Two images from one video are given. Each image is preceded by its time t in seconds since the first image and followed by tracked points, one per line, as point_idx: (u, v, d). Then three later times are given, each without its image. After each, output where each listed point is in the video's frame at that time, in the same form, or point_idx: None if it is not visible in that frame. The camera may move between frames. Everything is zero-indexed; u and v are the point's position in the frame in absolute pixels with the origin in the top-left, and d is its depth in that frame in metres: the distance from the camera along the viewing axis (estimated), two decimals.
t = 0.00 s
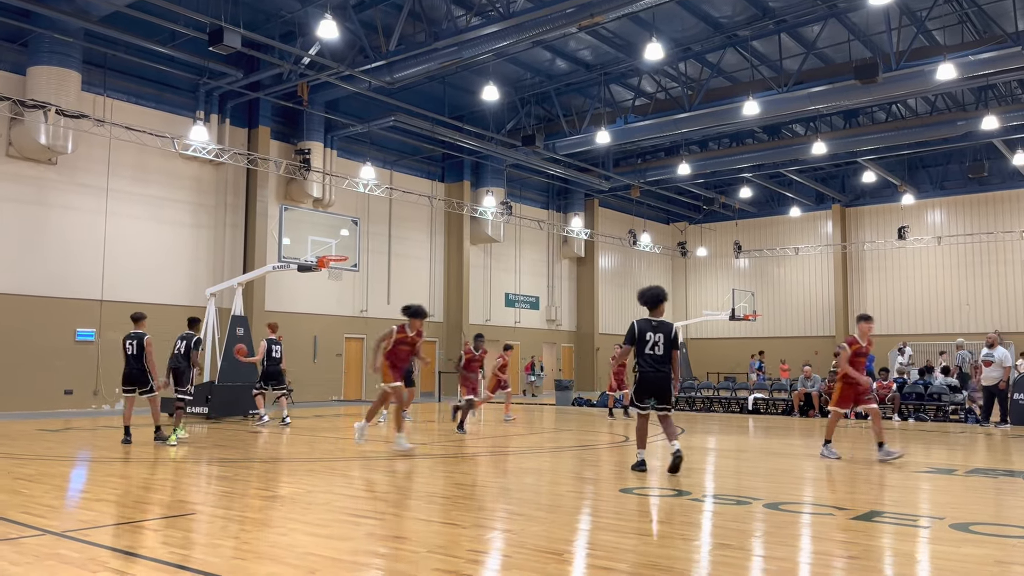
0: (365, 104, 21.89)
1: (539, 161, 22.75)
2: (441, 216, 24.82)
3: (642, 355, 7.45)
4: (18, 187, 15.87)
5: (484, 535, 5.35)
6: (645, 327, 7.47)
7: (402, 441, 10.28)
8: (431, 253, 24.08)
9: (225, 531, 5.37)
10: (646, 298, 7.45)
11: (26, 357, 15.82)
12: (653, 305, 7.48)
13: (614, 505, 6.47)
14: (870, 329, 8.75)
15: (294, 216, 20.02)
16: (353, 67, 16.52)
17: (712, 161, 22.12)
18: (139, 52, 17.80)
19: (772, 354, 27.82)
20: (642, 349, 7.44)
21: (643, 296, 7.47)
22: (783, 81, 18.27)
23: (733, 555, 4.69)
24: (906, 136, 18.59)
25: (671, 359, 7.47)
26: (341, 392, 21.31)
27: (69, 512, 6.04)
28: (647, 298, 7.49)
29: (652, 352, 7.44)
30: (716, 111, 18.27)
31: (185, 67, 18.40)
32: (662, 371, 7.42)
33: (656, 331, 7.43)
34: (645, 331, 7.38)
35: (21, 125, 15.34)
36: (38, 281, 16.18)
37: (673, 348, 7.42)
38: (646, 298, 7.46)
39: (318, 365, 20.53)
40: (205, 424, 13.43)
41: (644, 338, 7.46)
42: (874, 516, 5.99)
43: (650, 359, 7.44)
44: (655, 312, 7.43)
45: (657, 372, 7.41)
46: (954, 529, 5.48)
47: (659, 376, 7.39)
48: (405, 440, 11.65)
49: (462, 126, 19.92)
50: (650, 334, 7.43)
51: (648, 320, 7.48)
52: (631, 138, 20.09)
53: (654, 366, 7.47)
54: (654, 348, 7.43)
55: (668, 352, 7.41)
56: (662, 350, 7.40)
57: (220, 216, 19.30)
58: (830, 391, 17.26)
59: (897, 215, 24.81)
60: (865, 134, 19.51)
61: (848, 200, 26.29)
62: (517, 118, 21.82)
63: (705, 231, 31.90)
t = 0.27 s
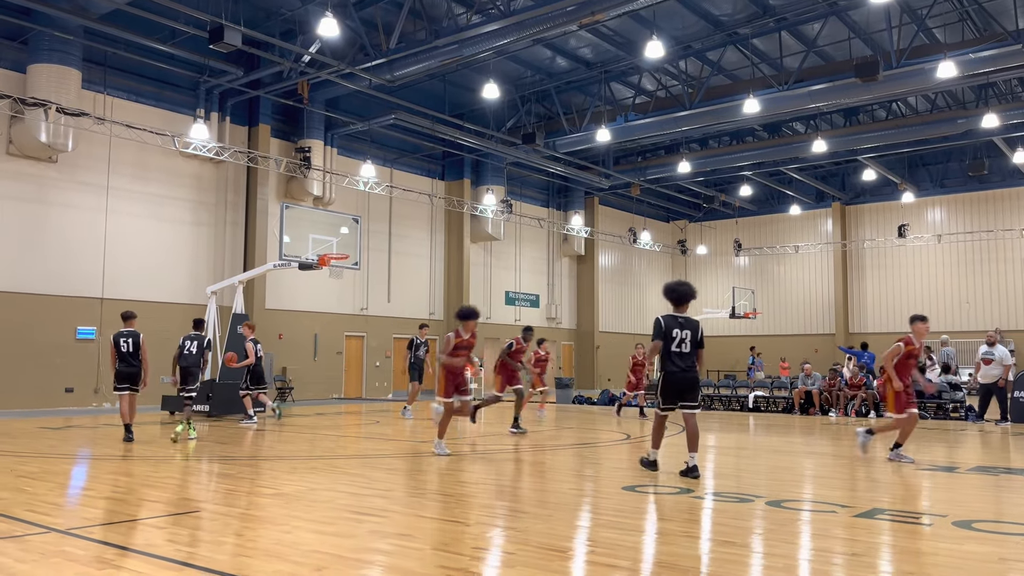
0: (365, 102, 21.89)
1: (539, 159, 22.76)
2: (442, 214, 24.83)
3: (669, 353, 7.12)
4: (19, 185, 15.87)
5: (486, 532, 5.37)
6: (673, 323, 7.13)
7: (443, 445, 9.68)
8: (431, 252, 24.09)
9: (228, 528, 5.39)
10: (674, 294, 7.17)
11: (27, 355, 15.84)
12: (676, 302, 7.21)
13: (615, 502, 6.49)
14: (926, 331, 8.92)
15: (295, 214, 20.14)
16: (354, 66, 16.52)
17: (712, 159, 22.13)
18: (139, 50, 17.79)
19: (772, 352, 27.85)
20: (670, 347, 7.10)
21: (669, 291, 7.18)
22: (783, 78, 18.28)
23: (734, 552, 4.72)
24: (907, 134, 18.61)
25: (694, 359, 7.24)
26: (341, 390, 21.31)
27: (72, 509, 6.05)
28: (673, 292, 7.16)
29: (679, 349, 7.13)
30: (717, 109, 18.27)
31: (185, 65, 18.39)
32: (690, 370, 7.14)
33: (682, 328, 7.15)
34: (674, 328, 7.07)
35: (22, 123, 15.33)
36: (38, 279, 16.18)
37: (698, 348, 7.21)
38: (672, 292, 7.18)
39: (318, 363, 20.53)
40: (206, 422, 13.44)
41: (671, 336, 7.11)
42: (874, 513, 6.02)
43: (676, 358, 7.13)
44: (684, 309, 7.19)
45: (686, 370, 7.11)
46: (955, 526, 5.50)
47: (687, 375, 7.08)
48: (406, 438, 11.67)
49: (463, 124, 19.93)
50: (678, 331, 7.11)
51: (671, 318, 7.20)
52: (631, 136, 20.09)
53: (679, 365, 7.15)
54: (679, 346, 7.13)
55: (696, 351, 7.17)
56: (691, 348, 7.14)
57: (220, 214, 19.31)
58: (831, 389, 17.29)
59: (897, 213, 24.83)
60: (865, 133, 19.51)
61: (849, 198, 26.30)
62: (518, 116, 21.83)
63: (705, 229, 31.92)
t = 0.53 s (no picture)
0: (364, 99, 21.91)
1: (538, 156, 22.80)
2: (441, 212, 24.85)
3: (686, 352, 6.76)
4: (18, 182, 15.88)
5: (486, 526, 5.41)
6: (693, 321, 6.73)
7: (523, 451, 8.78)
8: (430, 249, 24.11)
9: (229, 522, 5.42)
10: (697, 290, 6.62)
11: (27, 353, 15.87)
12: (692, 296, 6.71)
13: (613, 496, 6.55)
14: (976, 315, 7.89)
15: (295, 212, 20.28)
16: (353, 63, 16.53)
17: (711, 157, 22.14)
18: (138, 48, 17.80)
19: (771, 349, 27.94)
20: (688, 346, 6.74)
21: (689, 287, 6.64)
22: (781, 76, 18.30)
23: (732, 546, 4.75)
24: (905, 131, 18.64)
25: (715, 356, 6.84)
26: (340, 388, 21.33)
27: (73, 504, 6.08)
28: (691, 287, 6.63)
29: (701, 348, 6.74)
30: (715, 107, 18.31)
31: (184, 62, 18.40)
32: (710, 368, 6.78)
33: (703, 326, 6.77)
34: (695, 325, 6.71)
35: (20, 120, 15.33)
36: (38, 277, 16.20)
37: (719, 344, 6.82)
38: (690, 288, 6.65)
39: (317, 361, 20.55)
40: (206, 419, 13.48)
41: (691, 334, 6.74)
42: (872, 508, 6.05)
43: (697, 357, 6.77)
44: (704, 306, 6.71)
45: (705, 370, 6.76)
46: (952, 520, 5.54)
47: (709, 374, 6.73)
48: (405, 434, 11.71)
49: (462, 121, 19.96)
50: (698, 330, 6.73)
51: (689, 316, 6.84)
52: (630, 134, 20.12)
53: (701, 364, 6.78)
54: (700, 344, 6.77)
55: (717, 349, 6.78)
56: (711, 346, 6.74)
57: (220, 212, 19.35)
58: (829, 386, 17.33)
59: (895, 211, 24.88)
60: (863, 130, 19.53)
61: (847, 195, 26.36)
62: (517, 114, 21.86)
63: (703, 227, 31.96)
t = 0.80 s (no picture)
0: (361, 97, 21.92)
1: (535, 154, 22.83)
2: (437, 209, 24.85)
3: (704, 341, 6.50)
4: (13, 179, 15.85)
5: (482, 519, 5.42)
6: (708, 308, 6.47)
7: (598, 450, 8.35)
8: (427, 247, 24.11)
9: (224, 516, 5.43)
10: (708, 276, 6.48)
11: (23, 350, 15.85)
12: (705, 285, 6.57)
13: (608, 490, 6.57)
14: None
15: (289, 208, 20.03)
16: (349, 61, 16.52)
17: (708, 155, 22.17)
18: (134, 45, 17.77)
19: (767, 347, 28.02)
20: (707, 335, 6.50)
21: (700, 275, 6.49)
22: (778, 74, 18.31)
23: (727, 538, 4.77)
24: (901, 129, 18.68)
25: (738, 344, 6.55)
26: (336, 385, 21.34)
27: (67, 499, 6.08)
28: (705, 274, 6.50)
29: (719, 336, 6.47)
30: (711, 105, 18.34)
31: (180, 59, 18.38)
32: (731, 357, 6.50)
33: (721, 313, 6.50)
34: (710, 313, 6.45)
35: (16, 117, 15.28)
36: (33, 274, 16.17)
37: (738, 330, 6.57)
38: (704, 274, 6.51)
39: (314, 358, 20.55)
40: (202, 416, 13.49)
41: (708, 323, 6.48)
42: (866, 501, 6.08)
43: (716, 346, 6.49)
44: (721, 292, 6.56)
45: (727, 358, 6.46)
46: (945, 514, 5.56)
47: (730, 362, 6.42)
48: (402, 431, 11.72)
49: (458, 119, 19.97)
50: (715, 317, 6.47)
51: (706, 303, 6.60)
52: (627, 132, 20.13)
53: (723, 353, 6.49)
54: (719, 332, 6.51)
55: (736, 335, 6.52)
56: (731, 334, 6.47)
57: (216, 209, 19.34)
58: (825, 383, 17.37)
59: (891, 209, 24.93)
60: (860, 128, 19.56)
61: (843, 193, 26.43)
62: (513, 112, 21.89)
63: (700, 224, 32.02)
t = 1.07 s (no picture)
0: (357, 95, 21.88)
1: (532, 152, 22.83)
2: (434, 207, 24.81)
3: (721, 339, 6.19)
4: (9, 176, 15.79)
5: (478, 514, 5.42)
6: (732, 304, 6.14)
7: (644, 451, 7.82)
8: (423, 244, 24.07)
9: (219, 511, 5.42)
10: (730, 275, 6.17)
11: (18, 348, 15.81)
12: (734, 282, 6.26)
13: (605, 485, 6.57)
14: None
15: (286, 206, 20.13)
16: (346, 58, 16.48)
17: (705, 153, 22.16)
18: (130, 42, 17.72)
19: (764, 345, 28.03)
20: (726, 332, 6.16)
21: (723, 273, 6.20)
22: (775, 72, 18.30)
23: (723, 533, 4.76)
24: (898, 127, 18.69)
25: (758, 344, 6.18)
26: (333, 383, 21.30)
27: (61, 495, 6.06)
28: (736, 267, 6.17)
29: (739, 334, 6.13)
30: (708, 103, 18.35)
31: (176, 56, 18.33)
32: (749, 357, 6.13)
33: (744, 310, 6.15)
34: (733, 309, 6.12)
35: (11, 114, 15.22)
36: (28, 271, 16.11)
37: (763, 330, 6.19)
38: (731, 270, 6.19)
39: (310, 356, 20.52)
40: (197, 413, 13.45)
41: (728, 319, 6.15)
42: (862, 496, 6.09)
43: (733, 345, 6.15)
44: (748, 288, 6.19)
45: (743, 358, 6.11)
46: (941, 509, 5.57)
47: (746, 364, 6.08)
48: (398, 428, 11.70)
49: (455, 117, 19.93)
50: (737, 314, 6.13)
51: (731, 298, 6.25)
52: (624, 129, 20.12)
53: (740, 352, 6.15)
54: (740, 329, 6.16)
55: (759, 334, 6.15)
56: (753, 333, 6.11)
57: (212, 206, 19.30)
58: (821, 380, 17.38)
59: (888, 207, 24.96)
60: (857, 126, 19.57)
61: (840, 191, 26.46)
62: (510, 110, 21.87)
63: (697, 223, 32.03)
